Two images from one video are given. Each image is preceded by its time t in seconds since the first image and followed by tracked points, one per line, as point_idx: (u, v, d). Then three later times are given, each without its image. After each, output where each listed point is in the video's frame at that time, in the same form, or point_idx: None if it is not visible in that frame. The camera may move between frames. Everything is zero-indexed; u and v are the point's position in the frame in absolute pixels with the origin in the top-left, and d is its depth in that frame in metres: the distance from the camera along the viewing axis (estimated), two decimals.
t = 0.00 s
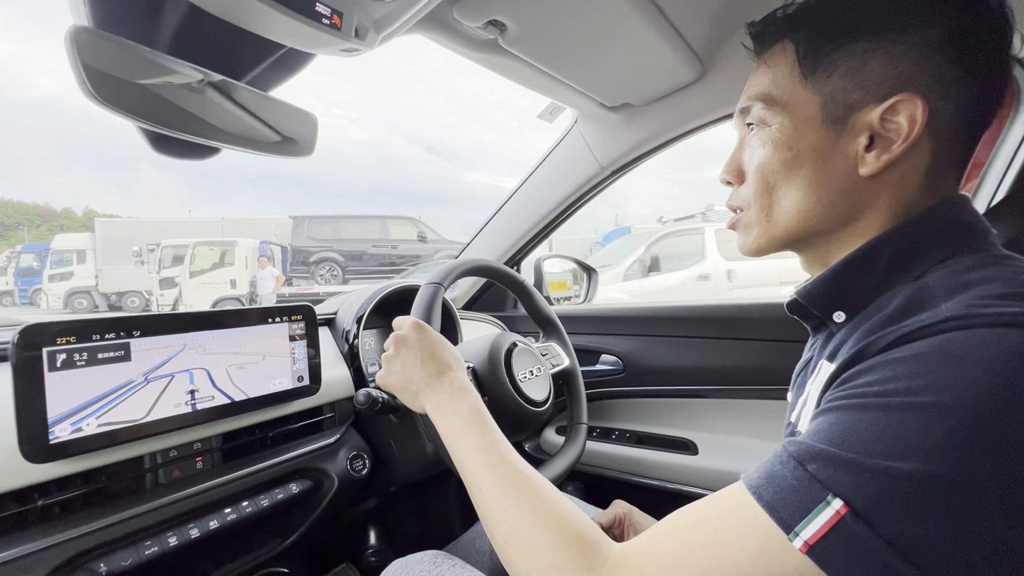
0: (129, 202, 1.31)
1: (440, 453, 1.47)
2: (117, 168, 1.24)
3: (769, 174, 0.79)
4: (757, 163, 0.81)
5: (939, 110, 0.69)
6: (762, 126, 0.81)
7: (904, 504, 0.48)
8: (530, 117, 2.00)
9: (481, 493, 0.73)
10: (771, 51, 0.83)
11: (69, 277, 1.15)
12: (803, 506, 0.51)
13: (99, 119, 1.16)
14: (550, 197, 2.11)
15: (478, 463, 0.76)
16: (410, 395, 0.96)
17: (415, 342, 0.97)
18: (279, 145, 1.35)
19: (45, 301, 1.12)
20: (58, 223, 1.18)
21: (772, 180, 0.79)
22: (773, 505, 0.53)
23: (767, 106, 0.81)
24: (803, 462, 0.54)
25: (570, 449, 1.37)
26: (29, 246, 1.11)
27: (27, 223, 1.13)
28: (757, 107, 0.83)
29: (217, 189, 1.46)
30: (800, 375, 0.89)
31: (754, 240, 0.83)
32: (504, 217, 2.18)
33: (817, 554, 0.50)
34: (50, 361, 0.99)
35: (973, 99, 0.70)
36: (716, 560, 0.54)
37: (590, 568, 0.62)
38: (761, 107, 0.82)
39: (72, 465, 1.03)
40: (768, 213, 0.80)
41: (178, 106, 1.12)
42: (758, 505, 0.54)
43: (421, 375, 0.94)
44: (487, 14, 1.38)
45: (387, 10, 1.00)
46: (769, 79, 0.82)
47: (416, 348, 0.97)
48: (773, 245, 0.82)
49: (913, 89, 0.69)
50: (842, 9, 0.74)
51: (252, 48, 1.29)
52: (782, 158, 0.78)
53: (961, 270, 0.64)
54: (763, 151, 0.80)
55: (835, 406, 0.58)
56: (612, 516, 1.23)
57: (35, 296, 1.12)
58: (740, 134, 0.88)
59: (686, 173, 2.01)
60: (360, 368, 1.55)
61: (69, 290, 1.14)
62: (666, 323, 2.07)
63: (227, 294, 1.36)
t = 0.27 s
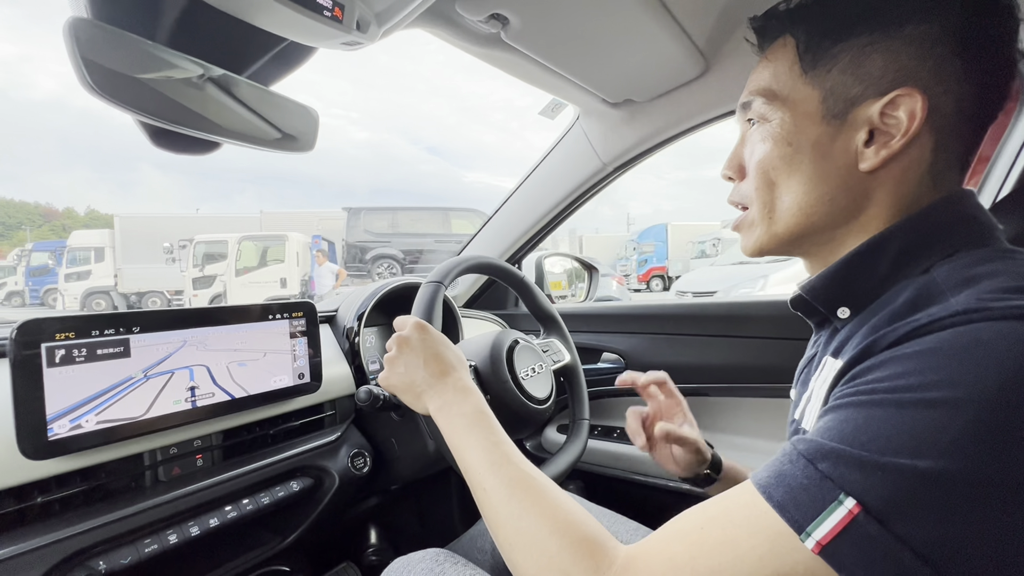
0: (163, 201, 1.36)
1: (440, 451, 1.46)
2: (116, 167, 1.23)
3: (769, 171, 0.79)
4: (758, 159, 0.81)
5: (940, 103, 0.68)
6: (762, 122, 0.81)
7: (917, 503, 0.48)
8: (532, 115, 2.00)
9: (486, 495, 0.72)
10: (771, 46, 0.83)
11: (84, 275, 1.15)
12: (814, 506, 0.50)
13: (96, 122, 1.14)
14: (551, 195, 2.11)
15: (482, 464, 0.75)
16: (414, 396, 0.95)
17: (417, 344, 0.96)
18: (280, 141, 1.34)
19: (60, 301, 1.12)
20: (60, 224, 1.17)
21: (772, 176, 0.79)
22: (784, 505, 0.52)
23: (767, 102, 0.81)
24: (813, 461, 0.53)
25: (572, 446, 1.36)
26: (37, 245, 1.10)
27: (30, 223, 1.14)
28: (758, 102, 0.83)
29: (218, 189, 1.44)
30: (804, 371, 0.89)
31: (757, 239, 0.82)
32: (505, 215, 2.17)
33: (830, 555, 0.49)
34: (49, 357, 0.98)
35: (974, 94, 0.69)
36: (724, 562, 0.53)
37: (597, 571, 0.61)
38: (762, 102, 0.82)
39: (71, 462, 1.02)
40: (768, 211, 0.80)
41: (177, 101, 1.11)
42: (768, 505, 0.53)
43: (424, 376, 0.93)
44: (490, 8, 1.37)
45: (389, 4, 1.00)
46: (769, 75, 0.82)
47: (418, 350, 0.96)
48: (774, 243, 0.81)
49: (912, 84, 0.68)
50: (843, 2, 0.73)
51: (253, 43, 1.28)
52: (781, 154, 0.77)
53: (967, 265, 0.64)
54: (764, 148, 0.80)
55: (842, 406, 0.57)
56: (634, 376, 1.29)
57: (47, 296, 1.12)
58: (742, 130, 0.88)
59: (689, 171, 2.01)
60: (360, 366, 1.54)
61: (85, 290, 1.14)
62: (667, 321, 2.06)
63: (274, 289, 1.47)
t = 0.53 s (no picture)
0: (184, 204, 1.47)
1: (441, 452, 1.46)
2: (118, 168, 1.22)
3: (774, 163, 0.79)
4: (764, 151, 0.81)
5: (952, 98, 0.68)
6: (770, 114, 0.81)
7: (928, 508, 0.48)
8: (530, 116, 2.00)
9: (490, 499, 0.72)
10: (783, 38, 0.83)
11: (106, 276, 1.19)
12: (825, 511, 0.50)
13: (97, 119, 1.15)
14: (551, 196, 2.11)
15: (487, 467, 0.75)
16: (415, 399, 0.94)
17: (418, 347, 0.96)
18: (279, 142, 1.34)
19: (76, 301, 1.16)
20: (63, 223, 1.17)
21: (776, 168, 0.79)
22: (794, 509, 0.52)
23: (776, 94, 0.81)
24: (823, 464, 0.53)
25: (572, 446, 1.36)
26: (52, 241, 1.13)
27: (32, 222, 1.13)
28: (767, 94, 0.83)
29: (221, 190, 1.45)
30: (806, 370, 0.89)
31: (758, 228, 0.83)
32: (505, 216, 2.18)
33: (841, 559, 0.49)
34: (48, 358, 0.98)
35: (988, 86, 0.69)
36: (730, 564, 0.53)
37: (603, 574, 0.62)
38: (770, 94, 0.82)
39: (70, 462, 1.02)
40: (771, 201, 0.80)
41: (176, 101, 1.11)
42: (777, 508, 0.53)
43: (426, 379, 0.93)
44: (488, 9, 1.38)
45: (389, 4, 1.00)
46: (779, 67, 0.82)
47: (419, 353, 0.95)
48: (777, 235, 0.82)
49: (923, 77, 0.68)
50: None
51: (252, 45, 1.29)
52: (788, 146, 0.77)
53: (978, 264, 0.63)
54: (770, 140, 0.80)
55: (853, 406, 0.57)
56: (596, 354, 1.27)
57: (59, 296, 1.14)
58: (749, 122, 0.88)
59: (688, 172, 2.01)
60: (360, 367, 1.54)
61: (107, 291, 1.18)
62: (667, 322, 2.06)
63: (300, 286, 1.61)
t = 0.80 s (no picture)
0: (205, 202, 1.55)
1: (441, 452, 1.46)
2: (121, 169, 1.23)
3: (773, 165, 0.80)
4: (763, 153, 0.82)
5: (948, 100, 0.68)
6: (768, 116, 0.82)
7: (924, 515, 0.48)
8: (531, 116, 2.00)
9: (489, 502, 0.72)
10: (781, 40, 0.83)
11: (128, 275, 1.24)
12: (821, 517, 0.51)
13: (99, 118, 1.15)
14: (551, 196, 2.11)
15: (486, 471, 0.75)
16: (414, 402, 0.95)
17: (416, 349, 0.96)
18: (279, 143, 1.34)
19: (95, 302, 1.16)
20: (67, 223, 1.20)
21: (775, 171, 0.80)
22: (790, 515, 0.52)
23: (774, 96, 0.82)
24: (820, 470, 0.53)
25: (572, 447, 1.36)
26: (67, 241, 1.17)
27: (37, 222, 1.15)
28: (765, 96, 0.83)
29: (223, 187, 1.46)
30: (806, 372, 0.89)
31: (758, 232, 0.83)
32: (505, 216, 2.18)
33: (837, 566, 0.49)
34: (48, 358, 0.98)
35: (986, 88, 0.68)
36: (729, 569, 0.53)
37: None
38: (769, 96, 0.83)
39: (70, 463, 1.02)
40: (770, 204, 0.81)
41: (176, 102, 1.12)
42: (774, 515, 0.53)
43: (424, 381, 0.93)
44: (488, 11, 1.38)
45: (387, 6, 1.01)
46: (777, 69, 0.82)
47: (416, 354, 0.96)
48: (777, 237, 0.82)
49: (918, 79, 0.68)
50: None
51: (253, 46, 1.29)
52: (786, 149, 0.78)
53: (977, 267, 0.63)
54: (769, 142, 0.81)
55: (850, 411, 0.57)
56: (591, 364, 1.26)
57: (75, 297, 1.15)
58: (749, 124, 0.89)
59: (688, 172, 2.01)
60: (360, 368, 1.54)
61: (131, 292, 1.20)
62: (667, 322, 2.06)
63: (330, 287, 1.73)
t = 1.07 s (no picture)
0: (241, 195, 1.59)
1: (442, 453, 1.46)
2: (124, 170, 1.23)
3: (775, 165, 0.80)
4: (766, 153, 0.82)
5: (950, 100, 0.68)
6: (771, 116, 0.82)
7: (924, 514, 0.48)
8: (531, 117, 2.01)
9: (491, 502, 0.72)
10: (783, 40, 0.84)
11: (157, 274, 1.37)
12: (821, 516, 0.51)
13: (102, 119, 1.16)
14: (551, 197, 2.11)
15: (487, 471, 0.75)
16: (415, 402, 0.95)
17: (417, 350, 0.96)
18: (280, 144, 1.35)
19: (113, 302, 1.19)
20: (72, 224, 1.22)
21: (777, 171, 0.80)
22: (790, 515, 0.52)
23: (776, 96, 0.82)
24: (820, 469, 0.53)
25: (573, 447, 1.36)
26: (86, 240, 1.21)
27: (43, 223, 1.17)
28: (768, 97, 0.84)
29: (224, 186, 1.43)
30: (809, 372, 0.89)
31: (758, 230, 0.84)
32: (506, 216, 2.18)
33: (838, 565, 0.49)
34: (51, 359, 0.99)
35: (989, 88, 0.68)
36: (731, 569, 0.53)
37: None
38: (771, 96, 0.83)
39: (73, 464, 1.02)
40: (770, 203, 0.81)
41: (178, 104, 1.12)
42: (774, 514, 0.54)
43: (425, 381, 0.93)
44: (489, 13, 1.38)
45: (388, 7, 1.02)
46: (779, 70, 0.82)
47: (418, 355, 0.96)
48: (778, 237, 0.83)
49: (920, 79, 0.68)
50: None
51: (255, 48, 1.29)
52: (788, 149, 0.78)
53: (978, 267, 0.63)
54: (771, 142, 0.81)
55: (850, 410, 0.58)
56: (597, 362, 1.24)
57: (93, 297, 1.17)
58: (752, 125, 0.89)
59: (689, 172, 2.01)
60: (361, 368, 1.54)
61: (159, 293, 1.29)
62: (668, 322, 2.07)
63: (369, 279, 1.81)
